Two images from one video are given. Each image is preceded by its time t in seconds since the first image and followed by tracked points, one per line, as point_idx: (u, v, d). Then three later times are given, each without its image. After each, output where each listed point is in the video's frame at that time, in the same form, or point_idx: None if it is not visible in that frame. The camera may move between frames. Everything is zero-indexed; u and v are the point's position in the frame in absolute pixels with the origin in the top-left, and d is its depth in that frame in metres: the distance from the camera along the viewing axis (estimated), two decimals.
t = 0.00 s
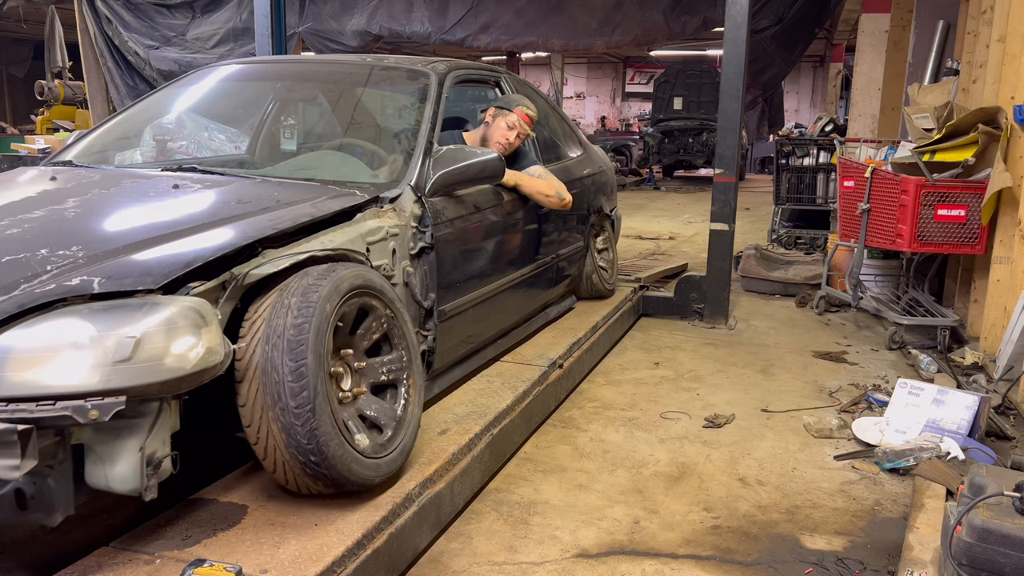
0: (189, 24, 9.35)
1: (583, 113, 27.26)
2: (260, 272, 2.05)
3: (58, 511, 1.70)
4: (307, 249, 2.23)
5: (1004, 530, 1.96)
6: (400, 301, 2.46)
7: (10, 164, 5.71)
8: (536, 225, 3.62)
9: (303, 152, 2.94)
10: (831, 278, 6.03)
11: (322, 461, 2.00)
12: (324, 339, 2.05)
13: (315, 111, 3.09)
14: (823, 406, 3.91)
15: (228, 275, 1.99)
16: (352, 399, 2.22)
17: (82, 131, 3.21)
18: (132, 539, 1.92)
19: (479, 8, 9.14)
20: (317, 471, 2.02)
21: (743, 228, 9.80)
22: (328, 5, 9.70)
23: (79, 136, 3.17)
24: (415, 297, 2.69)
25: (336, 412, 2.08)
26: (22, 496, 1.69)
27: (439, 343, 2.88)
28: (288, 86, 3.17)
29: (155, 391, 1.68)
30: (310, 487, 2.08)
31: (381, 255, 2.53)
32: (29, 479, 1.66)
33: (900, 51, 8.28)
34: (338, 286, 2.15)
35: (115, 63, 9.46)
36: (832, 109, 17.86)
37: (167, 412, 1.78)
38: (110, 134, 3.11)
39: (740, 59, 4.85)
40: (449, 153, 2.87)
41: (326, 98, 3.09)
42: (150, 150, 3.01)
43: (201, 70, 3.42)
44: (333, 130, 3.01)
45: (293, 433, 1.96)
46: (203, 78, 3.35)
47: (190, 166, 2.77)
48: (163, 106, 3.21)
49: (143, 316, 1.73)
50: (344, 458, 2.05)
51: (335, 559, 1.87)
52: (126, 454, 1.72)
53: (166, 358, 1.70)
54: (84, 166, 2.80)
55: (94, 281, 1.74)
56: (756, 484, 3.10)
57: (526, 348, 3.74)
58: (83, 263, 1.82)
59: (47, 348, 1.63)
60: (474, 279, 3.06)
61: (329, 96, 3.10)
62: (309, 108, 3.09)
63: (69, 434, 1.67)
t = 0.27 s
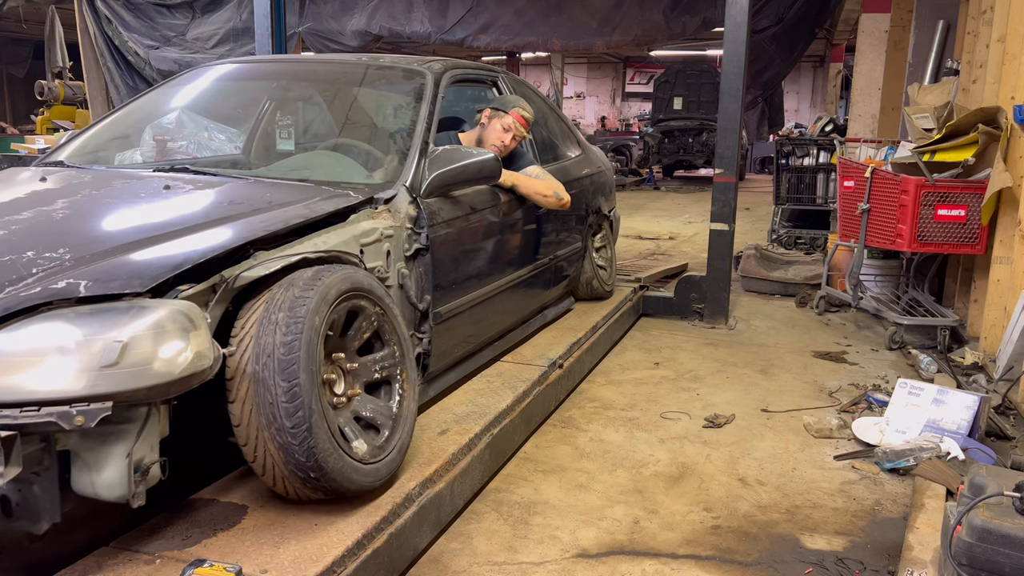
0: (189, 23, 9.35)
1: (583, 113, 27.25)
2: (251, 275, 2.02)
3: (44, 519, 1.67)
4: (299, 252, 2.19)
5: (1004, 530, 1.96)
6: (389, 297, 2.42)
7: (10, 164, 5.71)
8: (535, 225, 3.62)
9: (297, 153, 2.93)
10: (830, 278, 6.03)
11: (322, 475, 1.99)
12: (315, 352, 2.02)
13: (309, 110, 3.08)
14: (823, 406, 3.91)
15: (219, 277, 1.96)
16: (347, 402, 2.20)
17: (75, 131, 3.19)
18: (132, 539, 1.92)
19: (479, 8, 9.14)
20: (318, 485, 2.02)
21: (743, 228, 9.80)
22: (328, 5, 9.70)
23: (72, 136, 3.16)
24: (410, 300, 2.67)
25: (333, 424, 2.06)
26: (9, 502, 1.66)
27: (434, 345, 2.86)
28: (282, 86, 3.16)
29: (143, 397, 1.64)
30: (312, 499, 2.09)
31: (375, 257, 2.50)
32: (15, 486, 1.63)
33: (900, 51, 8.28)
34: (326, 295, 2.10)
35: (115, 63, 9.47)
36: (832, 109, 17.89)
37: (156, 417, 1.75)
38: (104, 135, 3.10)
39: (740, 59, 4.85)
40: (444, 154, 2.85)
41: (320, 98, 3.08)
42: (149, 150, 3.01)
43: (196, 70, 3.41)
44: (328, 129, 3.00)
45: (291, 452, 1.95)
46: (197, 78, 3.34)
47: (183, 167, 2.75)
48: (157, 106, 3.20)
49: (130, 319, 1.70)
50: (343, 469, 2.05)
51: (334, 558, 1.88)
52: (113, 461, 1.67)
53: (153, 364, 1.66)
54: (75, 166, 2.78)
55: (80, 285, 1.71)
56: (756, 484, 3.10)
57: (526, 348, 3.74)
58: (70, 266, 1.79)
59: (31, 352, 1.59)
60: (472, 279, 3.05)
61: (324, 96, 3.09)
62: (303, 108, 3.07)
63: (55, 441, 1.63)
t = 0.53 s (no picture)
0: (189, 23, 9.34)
1: (583, 113, 27.25)
2: (243, 276, 2.00)
3: (33, 524, 1.66)
4: (293, 253, 2.18)
5: (1004, 530, 1.96)
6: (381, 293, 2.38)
7: (10, 164, 5.71)
8: (535, 225, 3.62)
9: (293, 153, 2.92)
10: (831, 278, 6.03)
11: (322, 487, 1.99)
12: (307, 364, 1.98)
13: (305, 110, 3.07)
14: (823, 406, 3.91)
15: (210, 279, 1.94)
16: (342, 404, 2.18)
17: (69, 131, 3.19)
18: (132, 539, 1.92)
19: (479, 8, 9.14)
20: (318, 496, 2.01)
21: (743, 228, 9.80)
22: (327, 5, 9.70)
23: (66, 135, 3.15)
24: (407, 301, 2.66)
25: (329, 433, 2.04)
26: None
27: (431, 347, 2.84)
28: (278, 86, 3.16)
29: (133, 401, 1.62)
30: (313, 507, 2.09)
31: (370, 258, 2.49)
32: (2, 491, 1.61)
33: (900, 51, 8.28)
34: (315, 303, 2.05)
35: (115, 63, 9.47)
36: (832, 109, 17.89)
37: (146, 421, 1.73)
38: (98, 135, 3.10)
39: (740, 59, 4.85)
40: (441, 155, 2.81)
41: (316, 97, 3.08)
42: (149, 150, 3.01)
43: (191, 70, 3.41)
44: (324, 129, 2.99)
45: (290, 467, 1.94)
46: (192, 78, 3.34)
47: (176, 167, 2.73)
48: (152, 106, 3.20)
49: (120, 323, 1.68)
50: (342, 479, 2.04)
51: (335, 559, 1.87)
52: (102, 465, 1.65)
53: (144, 367, 1.64)
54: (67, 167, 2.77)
55: (69, 287, 1.68)
56: (756, 484, 3.10)
57: (526, 348, 3.74)
58: (60, 267, 1.75)
59: (19, 355, 1.56)
60: (472, 279, 3.05)
61: (319, 95, 3.08)
62: (299, 107, 3.07)
63: (43, 446, 1.61)
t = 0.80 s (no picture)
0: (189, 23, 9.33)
1: (583, 113, 27.26)
2: (232, 279, 1.95)
3: (14, 534, 1.57)
4: (283, 255, 2.13)
5: (1004, 530, 1.96)
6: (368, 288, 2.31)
7: (9, 164, 5.70)
8: (535, 226, 3.63)
9: (285, 153, 2.88)
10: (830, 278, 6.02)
11: (322, 501, 1.97)
12: (298, 382, 1.92)
13: (298, 109, 3.03)
14: (823, 406, 3.91)
15: (198, 282, 1.89)
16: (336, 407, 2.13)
17: (60, 132, 3.16)
18: (133, 539, 1.92)
19: (479, 8, 9.14)
20: (319, 507, 2.00)
21: (743, 228, 9.80)
22: (327, 5, 9.70)
23: (56, 136, 3.12)
24: (400, 303, 2.62)
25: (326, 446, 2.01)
26: None
27: (425, 350, 2.80)
28: (272, 85, 3.13)
29: (118, 407, 1.57)
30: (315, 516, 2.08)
31: (363, 260, 2.45)
32: None
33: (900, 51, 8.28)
34: (301, 317, 1.97)
35: (115, 63, 9.49)
36: (833, 109, 17.90)
37: (132, 428, 1.67)
38: (90, 136, 3.07)
39: (740, 59, 4.85)
40: (436, 154, 2.80)
41: (311, 97, 3.05)
42: (149, 150, 3.00)
43: (184, 71, 3.39)
44: (317, 129, 2.96)
45: (289, 486, 1.91)
46: (186, 78, 3.31)
47: (166, 168, 2.69)
48: (145, 106, 3.18)
49: (105, 326, 1.62)
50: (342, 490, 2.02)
51: (335, 559, 1.88)
52: (86, 473, 1.59)
53: (129, 372, 1.59)
54: (56, 167, 2.74)
55: (53, 289, 1.63)
56: (756, 484, 3.10)
57: (526, 349, 3.74)
58: (43, 269, 1.71)
59: None
60: (471, 279, 3.04)
61: (314, 95, 3.05)
62: (293, 107, 3.04)
63: (25, 452, 1.55)
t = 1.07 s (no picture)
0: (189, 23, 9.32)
1: (583, 113, 27.27)
2: (217, 283, 1.86)
3: None
4: (270, 258, 2.05)
5: (1004, 530, 1.96)
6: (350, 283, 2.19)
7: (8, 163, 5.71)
8: (535, 228, 3.63)
9: (277, 154, 2.79)
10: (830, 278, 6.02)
11: (324, 514, 1.94)
12: (285, 408, 1.84)
13: (291, 108, 2.92)
14: (823, 406, 3.91)
15: (181, 286, 1.80)
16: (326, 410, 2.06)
17: (48, 131, 3.07)
18: (133, 539, 1.92)
19: (479, 8, 9.14)
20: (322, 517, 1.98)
21: (743, 228, 9.80)
22: (327, 5, 9.70)
23: (44, 135, 3.04)
24: (393, 307, 2.55)
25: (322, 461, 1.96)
26: None
27: (418, 354, 2.74)
28: (265, 83, 3.04)
29: (95, 416, 1.50)
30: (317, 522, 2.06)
31: (353, 263, 2.36)
32: None
33: (900, 51, 8.28)
34: (280, 341, 1.86)
35: (115, 63, 9.51)
36: (832, 109, 17.92)
37: (112, 437, 1.61)
38: (78, 135, 2.98)
39: (740, 59, 4.85)
40: (429, 154, 2.72)
41: (305, 96, 2.95)
42: (149, 150, 2.92)
43: (177, 68, 3.30)
44: (310, 129, 2.86)
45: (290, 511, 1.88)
46: (178, 76, 3.22)
47: (151, 169, 2.60)
48: (136, 105, 3.08)
49: (82, 332, 1.53)
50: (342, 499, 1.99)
51: (335, 559, 1.87)
52: (63, 484, 1.53)
53: (107, 380, 1.51)
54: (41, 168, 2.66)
55: (30, 294, 1.56)
56: (756, 484, 3.10)
57: (526, 349, 3.74)
58: (20, 273, 1.63)
59: None
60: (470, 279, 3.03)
61: (307, 93, 2.95)
62: (287, 105, 2.93)
63: None
